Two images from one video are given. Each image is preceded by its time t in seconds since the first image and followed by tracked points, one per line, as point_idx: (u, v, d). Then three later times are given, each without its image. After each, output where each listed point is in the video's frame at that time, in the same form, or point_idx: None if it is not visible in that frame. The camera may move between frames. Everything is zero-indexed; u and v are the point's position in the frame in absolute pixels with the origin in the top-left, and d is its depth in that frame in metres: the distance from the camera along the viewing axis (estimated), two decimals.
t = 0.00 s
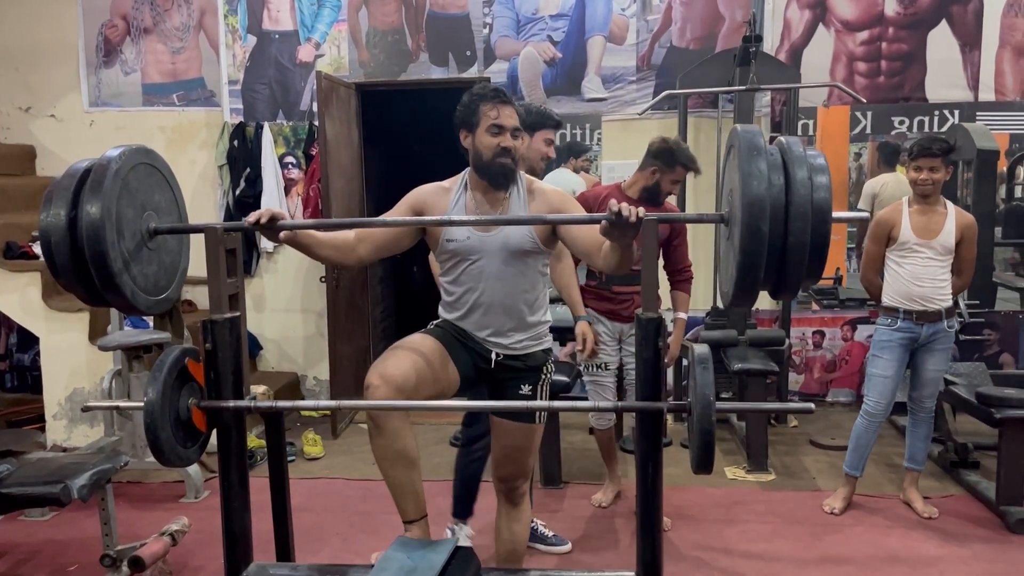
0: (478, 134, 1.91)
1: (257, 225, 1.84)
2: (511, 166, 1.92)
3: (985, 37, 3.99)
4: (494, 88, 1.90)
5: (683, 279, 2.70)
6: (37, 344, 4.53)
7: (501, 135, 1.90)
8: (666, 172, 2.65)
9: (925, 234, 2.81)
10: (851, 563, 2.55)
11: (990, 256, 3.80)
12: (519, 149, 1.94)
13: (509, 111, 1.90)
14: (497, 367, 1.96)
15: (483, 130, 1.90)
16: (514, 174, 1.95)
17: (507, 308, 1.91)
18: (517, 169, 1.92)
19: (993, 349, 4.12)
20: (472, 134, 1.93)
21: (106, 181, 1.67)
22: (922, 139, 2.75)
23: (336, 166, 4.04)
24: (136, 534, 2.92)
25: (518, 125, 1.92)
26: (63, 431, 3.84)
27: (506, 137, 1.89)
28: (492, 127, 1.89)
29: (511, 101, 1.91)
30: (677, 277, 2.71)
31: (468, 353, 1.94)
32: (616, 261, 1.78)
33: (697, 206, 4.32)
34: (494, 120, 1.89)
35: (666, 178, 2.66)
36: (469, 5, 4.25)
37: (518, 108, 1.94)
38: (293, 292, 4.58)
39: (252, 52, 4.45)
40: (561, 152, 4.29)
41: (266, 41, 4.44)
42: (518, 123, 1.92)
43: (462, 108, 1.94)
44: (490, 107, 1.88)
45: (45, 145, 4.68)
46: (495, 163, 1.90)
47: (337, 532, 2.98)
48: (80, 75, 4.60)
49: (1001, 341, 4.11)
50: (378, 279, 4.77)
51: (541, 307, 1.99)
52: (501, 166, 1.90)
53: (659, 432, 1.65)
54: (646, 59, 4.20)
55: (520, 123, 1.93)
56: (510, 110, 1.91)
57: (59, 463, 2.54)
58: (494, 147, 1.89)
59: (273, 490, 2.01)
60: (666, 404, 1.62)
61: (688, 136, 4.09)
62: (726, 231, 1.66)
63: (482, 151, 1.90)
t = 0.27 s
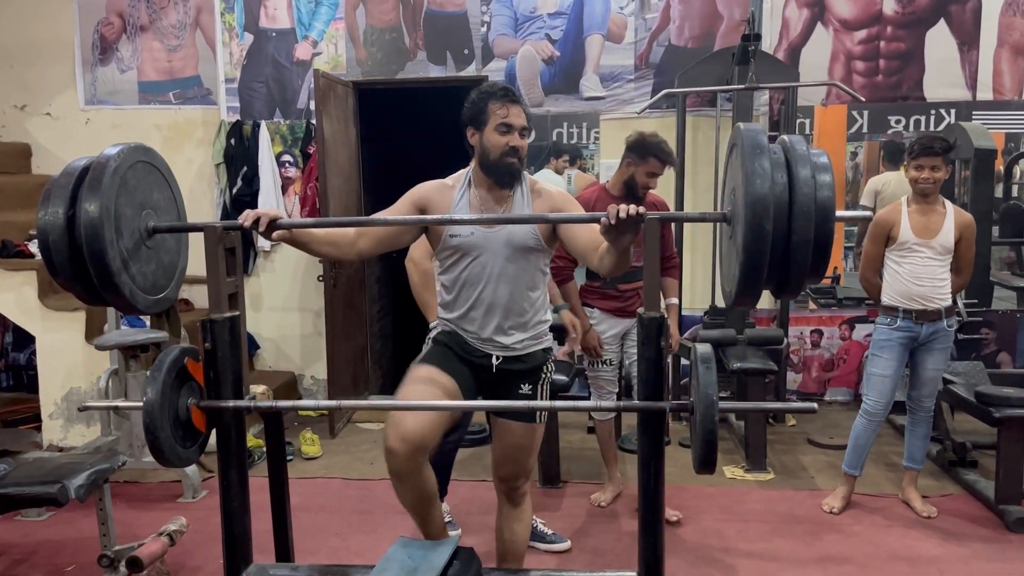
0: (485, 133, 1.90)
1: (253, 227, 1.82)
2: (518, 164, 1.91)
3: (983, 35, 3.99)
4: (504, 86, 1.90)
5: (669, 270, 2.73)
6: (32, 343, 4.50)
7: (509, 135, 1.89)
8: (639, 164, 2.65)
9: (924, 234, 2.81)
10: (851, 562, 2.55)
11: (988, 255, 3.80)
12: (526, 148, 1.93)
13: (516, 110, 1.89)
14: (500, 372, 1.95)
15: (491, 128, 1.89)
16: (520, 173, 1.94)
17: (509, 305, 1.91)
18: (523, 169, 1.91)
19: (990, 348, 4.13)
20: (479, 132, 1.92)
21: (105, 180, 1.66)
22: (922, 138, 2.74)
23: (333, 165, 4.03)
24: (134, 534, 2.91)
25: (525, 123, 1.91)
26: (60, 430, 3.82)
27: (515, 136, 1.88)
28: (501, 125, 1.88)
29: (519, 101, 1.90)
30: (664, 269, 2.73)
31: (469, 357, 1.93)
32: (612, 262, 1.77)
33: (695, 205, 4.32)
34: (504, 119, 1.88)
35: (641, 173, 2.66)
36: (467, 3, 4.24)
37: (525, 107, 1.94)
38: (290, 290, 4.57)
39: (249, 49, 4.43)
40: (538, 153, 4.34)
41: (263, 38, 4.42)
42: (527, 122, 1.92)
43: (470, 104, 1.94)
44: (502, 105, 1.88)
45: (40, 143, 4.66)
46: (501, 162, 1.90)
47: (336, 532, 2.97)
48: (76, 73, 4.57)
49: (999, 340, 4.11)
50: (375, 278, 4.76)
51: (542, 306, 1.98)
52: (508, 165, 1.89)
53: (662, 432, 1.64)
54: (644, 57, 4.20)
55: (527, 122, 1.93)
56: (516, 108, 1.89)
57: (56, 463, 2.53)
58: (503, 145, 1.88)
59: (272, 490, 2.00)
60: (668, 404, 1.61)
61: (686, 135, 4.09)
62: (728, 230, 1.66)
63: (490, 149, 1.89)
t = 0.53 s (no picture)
0: (478, 130, 1.88)
1: (248, 228, 1.80)
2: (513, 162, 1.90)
3: (980, 34, 3.99)
4: (497, 83, 1.89)
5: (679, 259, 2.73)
6: (28, 342, 4.48)
7: (503, 132, 1.87)
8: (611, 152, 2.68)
9: (922, 232, 2.81)
10: (849, 560, 2.56)
11: (985, 253, 3.81)
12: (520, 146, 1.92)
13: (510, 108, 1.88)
14: (500, 377, 1.93)
15: (484, 126, 1.87)
16: (515, 170, 1.93)
17: (506, 304, 1.90)
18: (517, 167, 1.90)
19: (987, 346, 4.14)
20: (472, 130, 1.90)
21: (102, 177, 1.64)
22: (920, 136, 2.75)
23: (331, 163, 4.02)
24: (131, 533, 2.89)
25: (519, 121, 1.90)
26: (56, 429, 3.81)
27: (510, 133, 1.87)
28: (495, 123, 1.86)
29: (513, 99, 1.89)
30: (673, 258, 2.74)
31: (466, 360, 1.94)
32: (612, 257, 1.77)
33: (692, 203, 4.32)
34: (498, 116, 1.87)
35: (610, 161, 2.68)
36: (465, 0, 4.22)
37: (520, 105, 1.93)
38: (287, 288, 4.55)
39: (246, 47, 4.41)
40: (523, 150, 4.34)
41: (260, 35, 4.40)
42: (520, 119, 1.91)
43: (463, 101, 1.92)
44: (496, 103, 1.87)
45: (36, 140, 4.64)
46: (496, 160, 1.88)
47: (333, 530, 2.96)
48: (71, 70, 4.55)
49: (996, 337, 4.12)
50: (371, 276, 4.75)
51: (539, 303, 1.97)
52: (502, 163, 1.88)
53: (663, 430, 1.64)
54: (642, 55, 4.19)
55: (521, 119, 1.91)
56: (510, 106, 1.88)
57: (53, 462, 2.51)
58: (498, 143, 1.87)
59: (270, 489, 1.99)
60: (669, 402, 1.61)
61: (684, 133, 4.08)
62: (728, 228, 1.65)
63: (484, 146, 1.87)
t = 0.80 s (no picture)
0: (466, 128, 1.88)
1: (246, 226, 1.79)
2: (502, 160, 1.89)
3: (978, 32, 3.99)
4: (483, 80, 1.89)
5: (703, 259, 2.76)
6: (23, 339, 4.47)
7: (490, 130, 1.87)
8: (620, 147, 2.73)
9: (921, 229, 2.81)
10: (847, 558, 2.56)
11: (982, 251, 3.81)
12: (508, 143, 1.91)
13: (498, 105, 1.89)
14: (494, 377, 1.94)
15: (472, 123, 1.87)
16: (504, 168, 1.92)
17: (498, 304, 1.89)
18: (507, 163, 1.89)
19: (984, 344, 4.15)
20: (461, 128, 1.90)
21: (99, 174, 1.63)
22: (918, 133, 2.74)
23: (328, 160, 4.01)
24: (127, 531, 2.89)
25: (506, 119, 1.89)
26: (51, 427, 3.79)
27: (497, 131, 1.87)
28: (482, 121, 1.86)
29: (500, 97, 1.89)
30: (698, 258, 2.76)
31: (458, 357, 1.96)
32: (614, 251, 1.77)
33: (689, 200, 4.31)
34: (484, 114, 1.87)
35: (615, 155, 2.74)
36: None
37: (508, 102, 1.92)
38: (283, 286, 4.54)
39: (242, 43, 4.40)
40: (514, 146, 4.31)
41: (256, 32, 4.38)
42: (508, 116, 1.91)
43: (450, 100, 1.93)
44: (481, 100, 1.87)
45: (31, 137, 4.62)
46: (484, 157, 1.87)
47: (331, 528, 2.95)
48: (67, 67, 4.53)
49: (992, 335, 4.13)
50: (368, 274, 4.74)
51: (533, 302, 1.96)
52: (492, 160, 1.87)
53: (662, 428, 1.64)
54: (640, 52, 4.18)
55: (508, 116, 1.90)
56: (497, 104, 1.89)
57: (49, 460, 2.50)
58: (486, 140, 1.86)
59: (268, 487, 1.99)
60: (668, 400, 1.61)
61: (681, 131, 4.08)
62: (728, 226, 1.65)
63: (472, 144, 1.86)
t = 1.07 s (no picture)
0: (451, 123, 1.89)
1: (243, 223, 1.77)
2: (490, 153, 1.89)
3: (976, 30, 3.99)
4: (466, 75, 1.89)
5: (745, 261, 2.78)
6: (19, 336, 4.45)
7: (475, 125, 1.87)
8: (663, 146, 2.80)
9: (922, 227, 2.80)
10: (844, 555, 2.56)
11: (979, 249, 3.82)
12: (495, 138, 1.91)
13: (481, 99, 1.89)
14: (479, 378, 1.94)
15: (458, 119, 1.88)
16: (490, 163, 1.92)
17: (483, 303, 1.89)
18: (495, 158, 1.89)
19: (981, 342, 4.15)
20: (445, 124, 1.90)
21: (95, 171, 1.63)
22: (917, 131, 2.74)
23: (325, 158, 4.00)
24: (125, 529, 2.88)
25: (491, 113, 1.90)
26: (48, 424, 3.78)
27: (483, 125, 1.87)
28: (467, 116, 1.86)
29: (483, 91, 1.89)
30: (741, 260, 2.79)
31: (441, 359, 1.95)
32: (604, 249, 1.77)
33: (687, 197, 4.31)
34: (469, 109, 1.87)
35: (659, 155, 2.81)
36: None
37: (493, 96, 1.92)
38: (281, 283, 4.53)
39: (239, 40, 4.38)
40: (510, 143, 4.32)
41: (253, 29, 4.37)
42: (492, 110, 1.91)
43: (434, 95, 1.93)
44: (466, 95, 1.87)
45: (28, 134, 4.60)
46: (471, 153, 1.88)
47: (328, 526, 2.95)
48: (63, 63, 4.51)
49: (989, 333, 4.14)
50: (365, 271, 4.73)
51: (520, 302, 1.96)
52: (479, 155, 1.88)
53: (660, 426, 1.64)
54: (637, 49, 4.18)
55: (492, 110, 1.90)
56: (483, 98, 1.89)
57: (45, 458, 2.50)
58: (472, 135, 1.87)
59: (265, 485, 1.98)
60: (667, 398, 1.61)
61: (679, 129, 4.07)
62: (728, 223, 1.65)
63: (458, 140, 1.87)
